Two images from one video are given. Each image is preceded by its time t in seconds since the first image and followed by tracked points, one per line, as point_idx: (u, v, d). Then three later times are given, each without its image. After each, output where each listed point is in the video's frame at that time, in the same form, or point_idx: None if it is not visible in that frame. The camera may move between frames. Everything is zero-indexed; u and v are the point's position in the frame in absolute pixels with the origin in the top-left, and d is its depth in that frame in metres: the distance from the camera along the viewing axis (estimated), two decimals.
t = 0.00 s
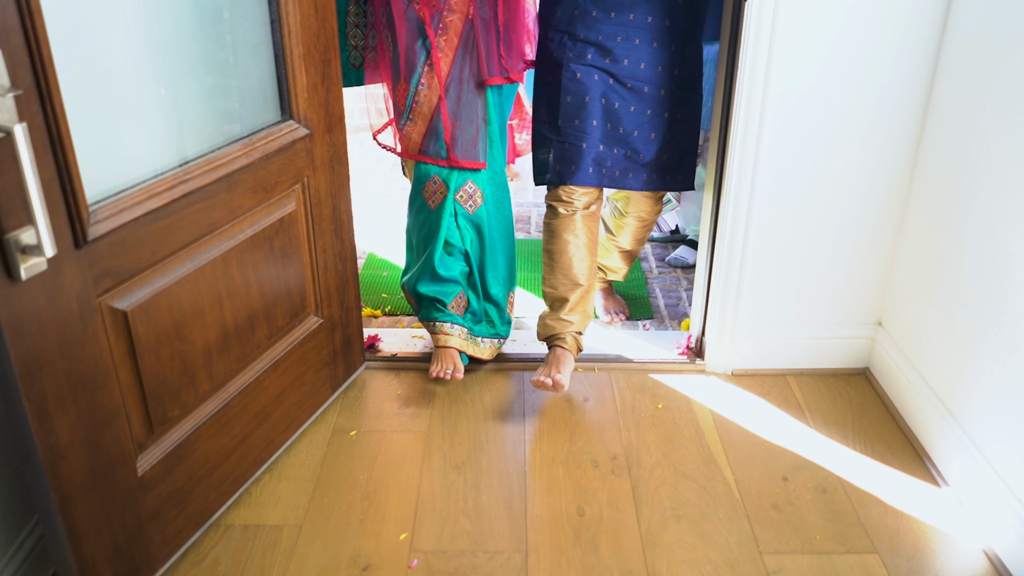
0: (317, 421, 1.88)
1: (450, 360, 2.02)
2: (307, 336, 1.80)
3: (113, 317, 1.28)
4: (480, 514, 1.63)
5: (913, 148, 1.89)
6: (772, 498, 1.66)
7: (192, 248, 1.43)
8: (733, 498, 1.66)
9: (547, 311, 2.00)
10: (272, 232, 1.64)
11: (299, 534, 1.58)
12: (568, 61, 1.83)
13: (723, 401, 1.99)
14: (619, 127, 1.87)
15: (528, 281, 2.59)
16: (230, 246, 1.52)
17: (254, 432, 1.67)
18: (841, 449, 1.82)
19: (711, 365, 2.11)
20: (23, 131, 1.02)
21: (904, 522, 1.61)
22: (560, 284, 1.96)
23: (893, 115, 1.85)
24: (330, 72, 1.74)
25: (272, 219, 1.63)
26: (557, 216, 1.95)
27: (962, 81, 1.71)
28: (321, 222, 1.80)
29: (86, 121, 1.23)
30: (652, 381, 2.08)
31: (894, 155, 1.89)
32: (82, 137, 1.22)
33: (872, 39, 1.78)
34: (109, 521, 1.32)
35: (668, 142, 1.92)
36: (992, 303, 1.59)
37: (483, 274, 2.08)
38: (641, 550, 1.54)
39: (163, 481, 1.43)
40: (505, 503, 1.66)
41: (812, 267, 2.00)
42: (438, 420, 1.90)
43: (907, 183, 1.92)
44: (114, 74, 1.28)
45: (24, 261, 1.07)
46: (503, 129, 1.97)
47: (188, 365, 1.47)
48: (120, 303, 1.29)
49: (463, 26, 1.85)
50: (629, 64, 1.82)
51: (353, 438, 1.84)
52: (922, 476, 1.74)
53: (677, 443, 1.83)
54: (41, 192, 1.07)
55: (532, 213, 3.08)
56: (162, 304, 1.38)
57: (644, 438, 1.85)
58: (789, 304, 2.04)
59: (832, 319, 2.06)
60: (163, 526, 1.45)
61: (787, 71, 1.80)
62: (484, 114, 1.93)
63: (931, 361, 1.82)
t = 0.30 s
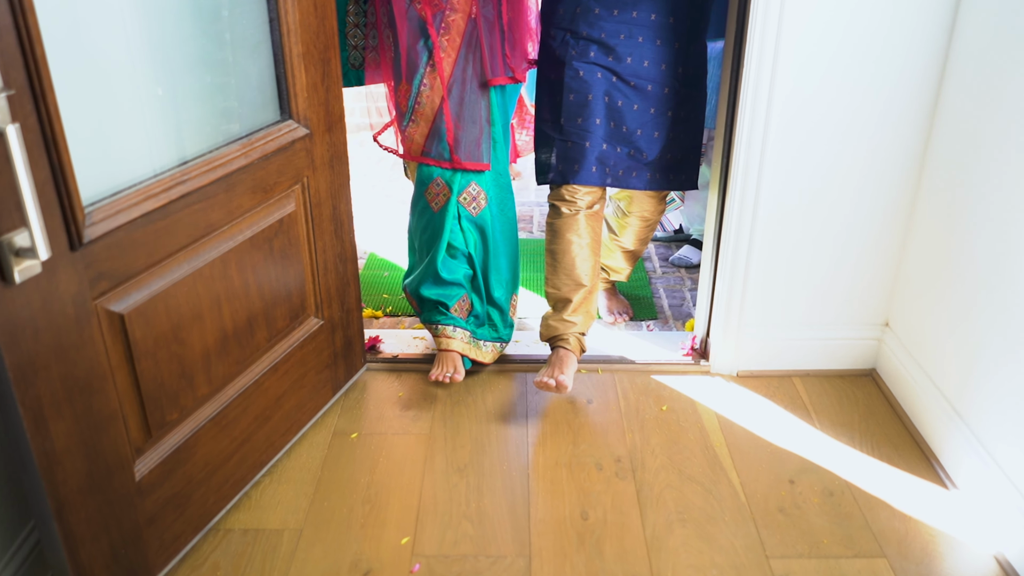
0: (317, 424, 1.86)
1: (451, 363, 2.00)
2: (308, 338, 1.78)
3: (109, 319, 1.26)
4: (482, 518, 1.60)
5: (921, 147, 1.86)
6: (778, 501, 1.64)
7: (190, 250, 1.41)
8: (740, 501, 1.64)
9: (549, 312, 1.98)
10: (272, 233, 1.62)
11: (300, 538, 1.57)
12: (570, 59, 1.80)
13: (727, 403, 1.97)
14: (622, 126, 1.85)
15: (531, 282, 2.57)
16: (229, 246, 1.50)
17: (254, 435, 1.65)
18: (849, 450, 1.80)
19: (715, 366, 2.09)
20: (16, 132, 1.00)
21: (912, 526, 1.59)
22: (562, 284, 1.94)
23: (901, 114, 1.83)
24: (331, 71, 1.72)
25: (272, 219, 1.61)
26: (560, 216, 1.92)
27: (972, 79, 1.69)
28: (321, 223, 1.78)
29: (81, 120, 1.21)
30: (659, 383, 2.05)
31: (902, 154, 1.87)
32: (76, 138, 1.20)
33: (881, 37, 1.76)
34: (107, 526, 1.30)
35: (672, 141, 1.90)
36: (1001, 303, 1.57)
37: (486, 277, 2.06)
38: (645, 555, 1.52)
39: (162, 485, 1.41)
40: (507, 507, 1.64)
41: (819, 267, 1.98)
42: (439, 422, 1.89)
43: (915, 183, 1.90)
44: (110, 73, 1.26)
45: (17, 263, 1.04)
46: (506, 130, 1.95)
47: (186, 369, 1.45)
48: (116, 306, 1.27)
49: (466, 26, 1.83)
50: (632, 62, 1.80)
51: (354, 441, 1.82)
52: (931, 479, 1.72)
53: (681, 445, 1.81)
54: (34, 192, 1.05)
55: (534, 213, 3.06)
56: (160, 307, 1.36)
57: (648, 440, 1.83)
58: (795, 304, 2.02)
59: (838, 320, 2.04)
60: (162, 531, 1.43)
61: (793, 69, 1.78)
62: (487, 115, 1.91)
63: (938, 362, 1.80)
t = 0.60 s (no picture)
0: (319, 426, 1.84)
1: (454, 367, 1.97)
2: (308, 339, 1.76)
3: (106, 321, 1.25)
4: (485, 521, 1.59)
5: (929, 144, 1.84)
6: (784, 505, 1.62)
7: (188, 250, 1.39)
8: (745, 504, 1.62)
9: (554, 312, 1.96)
10: (272, 232, 1.60)
11: (300, 541, 1.54)
12: (574, 56, 1.78)
13: (732, 404, 1.95)
14: (626, 124, 1.83)
15: (534, 281, 2.55)
16: (229, 246, 1.48)
17: (254, 437, 1.63)
18: (856, 452, 1.78)
19: (721, 366, 2.07)
20: (7, 131, 0.98)
21: (920, 529, 1.56)
22: (568, 284, 1.92)
23: (909, 111, 1.81)
24: (330, 69, 1.70)
25: (271, 219, 1.59)
26: (564, 215, 1.90)
27: (982, 74, 1.66)
28: (321, 222, 1.76)
29: (76, 119, 1.19)
30: (657, 382, 2.04)
31: (910, 152, 1.85)
32: (70, 138, 1.18)
33: (889, 33, 1.73)
34: (104, 530, 1.28)
35: (676, 139, 1.89)
36: (1011, 302, 1.54)
37: (491, 280, 2.04)
38: (651, 558, 1.50)
39: (160, 489, 1.39)
40: (510, 508, 1.62)
41: (826, 266, 1.96)
42: (441, 424, 1.87)
43: (923, 181, 1.88)
44: (106, 70, 1.24)
45: (9, 263, 1.02)
46: (510, 131, 1.94)
47: (185, 371, 1.43)
48: (113, 308, 1.25)
49: (469, 26, 1.81)
50: (637, 59, 1.78)
51: (355, 442, 1.80)
52: (938, 480, 1.70)
53: (686, 447, 1.79)
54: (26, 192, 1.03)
55: (537, 211, 3.04)
56: (158, 309, 1.34)
57: (653, 442, 1.81)
58: (801, 304, 2.00)
59: (845, 319, 2.01)
60: (160, 535, 1.41)
61: (800, 66, 1.76)
62: (490, 116, 1.88)
63: (946, 362, 1.77)
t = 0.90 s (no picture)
0: (322, 427, 1.83)
1: (452, 370, 1.94)
2: (309, 339, 1.74)
3: (104, 323, 1.23)
4: (488, 523, 1.57)
5: (938, 139, 1.81)
6: (792, 506, 1.60)
7: (187, 250, 1.37)
8: (752, 505, 1.60)
9: (560, 312, 1.94)
10: (273, 231, 1.58)
11: (301, 543, 1.53)
12: (578, 53, 1.76)
13: (738, 404, 1.93)
14: (631, 122, 1.81)
15: (537, 279, 2.53)
16: (229, 245, 1.47)
17: (255, 438, 1.61)
18: (863, 452, 1.76)
19: (726, 366, 2.05)
20: None
21: (929, 530, 1.54)
22: (574, 284, 1.90)
23: (918, 106, 1.78)
24: (331, 65, 1.68)
25: (271, 218, 1.57)
26: (570, 214, 1.88)
27: (991, 68, 1.63)
28: (322, 221, 1.74)
29: (71, 116, 1.17)
30: (661, 382, 2.02)
31: (918, 147, 1.82)
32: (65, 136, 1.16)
33: (897, 26, 1.71)
34: (101, 534, 1.26)
35: (682, 137, 1.86)
36: (1020, 301, 1.52)
37: (495, 282, 2.02)
38: (656, 560, 1.48)
39: (159, 491, 1.38)
40: (514, 509, 1.60)
41: (833, 264, 1.93)
42: (444, 424, 1.85)
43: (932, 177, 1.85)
44: (101, 66, 1.22)
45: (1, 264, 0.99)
46: (514, 132, 1.92)
47: (184, 372, 1.41)
48: (111, 308, 1.23)
49: (471, 25, 1.79)
50: (642, 56, 1.75)
51: (357, 443, 1.79)
52: (947, 480, 1.67)
53: (691, 448, 1.77)
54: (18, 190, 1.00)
55: (540, 209, 3.02)
56: (156, 309, 1.32)
57: (658, 442, 1.79)
58: (808, 301, 1.97)
59: (853, 317, 1.99)
60: (159, 537, 1.40)
61: (807, 60, 1.73)
62: (493, 117, 1.86)
63: (954, 361, 1.75)
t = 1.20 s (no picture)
0: (323, 426, 1.81)
1: (457, 371, 1.92)
2: (309, 338, 1.73)
3: (100, 323, 1.21)
4: (490, 524, 1.55)
5: (946, 134, 1.79)
6: (799, 506, 1.58)
7: (185, 248, 1.35)
8: (758, 505, 1.58)
9: (565, 314, 1.93)
10: (273, 229, 1.56)
11: (302, 544, 1.51)
12: (582, 51, 1.74)
13: (743, 403, 1.91)
14: (637, 120, 1.79)
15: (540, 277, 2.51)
16: (227, 244, 1.45)
17: (255, 438, 1.60)
18: (870, 451, 1.74)
19: (731, 364, 2.03)
20: None
21: (938, 531, 1.52)
22: (579, 285, 1.89)
23: (925, 101, 1.76)
24: (330, 61, 1.66)
25: (271, 216, 1.55)
26: (575, 214, 1.86)
27: (1000, 61, 1.61)
28: (322, 218, 1.72)
29: (66, 112, 1.15)
30: (663, 381, 2.00)
31: (926, 143, 1.80)
32: (60, 133, 1.14)
33: (904, 19, 1.68)
34: (100, 536, 1.24)
35: (688, 135, 1.84)
36: None
37: (499, 284, 2.00)
38: (661, 561, 1.47)
39: (158, 492, 1.36)
40: (516, 510, 1.58)
41: (839, 261, 1.91)
42: (446, 424, 1.83)
43: (940, 173, 1.83)
44: (97, 61, 1.20)
45: None
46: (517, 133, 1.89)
47: (183, 372, 1.40)
48: (107, 308, 1.22)
49: (473, 23, 1.76)
50: (647, 53, 1.73)
51: (358, 442, 1.77)
52: (956, 480, 1.65)
53: (696, 448, 1.75)
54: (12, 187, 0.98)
55: (542, 206, 3.00)
56: (154, 309, 1.30)
57: (662, 442, 1.77)
58: (814, 299, 1.95)
59: (859, 315, 1.97)
60: (159, 539, 1.38)
61: (813, 55, 1.71)
62: (495, 116, 1.84)
63: (963, 359, 1.73)
